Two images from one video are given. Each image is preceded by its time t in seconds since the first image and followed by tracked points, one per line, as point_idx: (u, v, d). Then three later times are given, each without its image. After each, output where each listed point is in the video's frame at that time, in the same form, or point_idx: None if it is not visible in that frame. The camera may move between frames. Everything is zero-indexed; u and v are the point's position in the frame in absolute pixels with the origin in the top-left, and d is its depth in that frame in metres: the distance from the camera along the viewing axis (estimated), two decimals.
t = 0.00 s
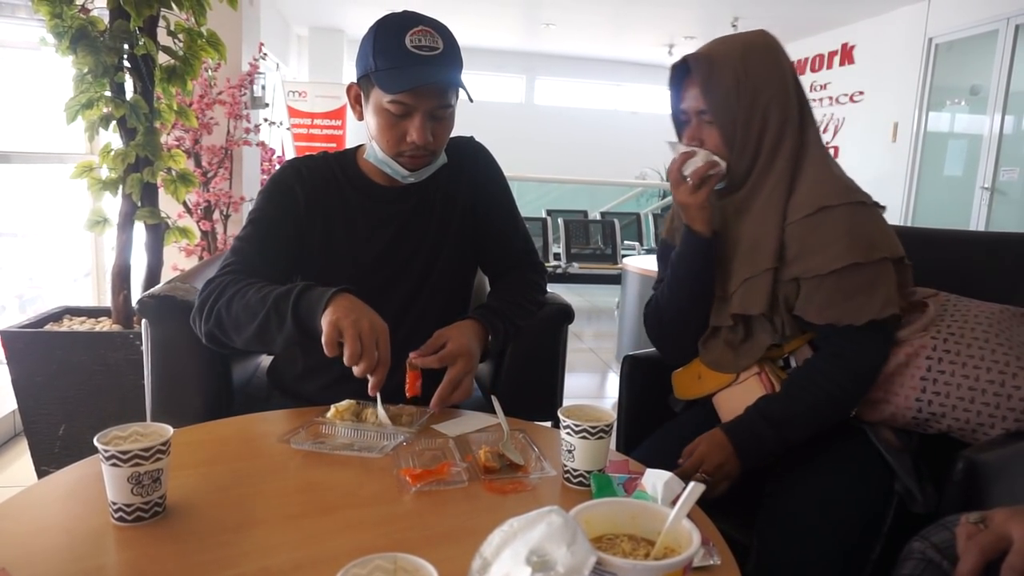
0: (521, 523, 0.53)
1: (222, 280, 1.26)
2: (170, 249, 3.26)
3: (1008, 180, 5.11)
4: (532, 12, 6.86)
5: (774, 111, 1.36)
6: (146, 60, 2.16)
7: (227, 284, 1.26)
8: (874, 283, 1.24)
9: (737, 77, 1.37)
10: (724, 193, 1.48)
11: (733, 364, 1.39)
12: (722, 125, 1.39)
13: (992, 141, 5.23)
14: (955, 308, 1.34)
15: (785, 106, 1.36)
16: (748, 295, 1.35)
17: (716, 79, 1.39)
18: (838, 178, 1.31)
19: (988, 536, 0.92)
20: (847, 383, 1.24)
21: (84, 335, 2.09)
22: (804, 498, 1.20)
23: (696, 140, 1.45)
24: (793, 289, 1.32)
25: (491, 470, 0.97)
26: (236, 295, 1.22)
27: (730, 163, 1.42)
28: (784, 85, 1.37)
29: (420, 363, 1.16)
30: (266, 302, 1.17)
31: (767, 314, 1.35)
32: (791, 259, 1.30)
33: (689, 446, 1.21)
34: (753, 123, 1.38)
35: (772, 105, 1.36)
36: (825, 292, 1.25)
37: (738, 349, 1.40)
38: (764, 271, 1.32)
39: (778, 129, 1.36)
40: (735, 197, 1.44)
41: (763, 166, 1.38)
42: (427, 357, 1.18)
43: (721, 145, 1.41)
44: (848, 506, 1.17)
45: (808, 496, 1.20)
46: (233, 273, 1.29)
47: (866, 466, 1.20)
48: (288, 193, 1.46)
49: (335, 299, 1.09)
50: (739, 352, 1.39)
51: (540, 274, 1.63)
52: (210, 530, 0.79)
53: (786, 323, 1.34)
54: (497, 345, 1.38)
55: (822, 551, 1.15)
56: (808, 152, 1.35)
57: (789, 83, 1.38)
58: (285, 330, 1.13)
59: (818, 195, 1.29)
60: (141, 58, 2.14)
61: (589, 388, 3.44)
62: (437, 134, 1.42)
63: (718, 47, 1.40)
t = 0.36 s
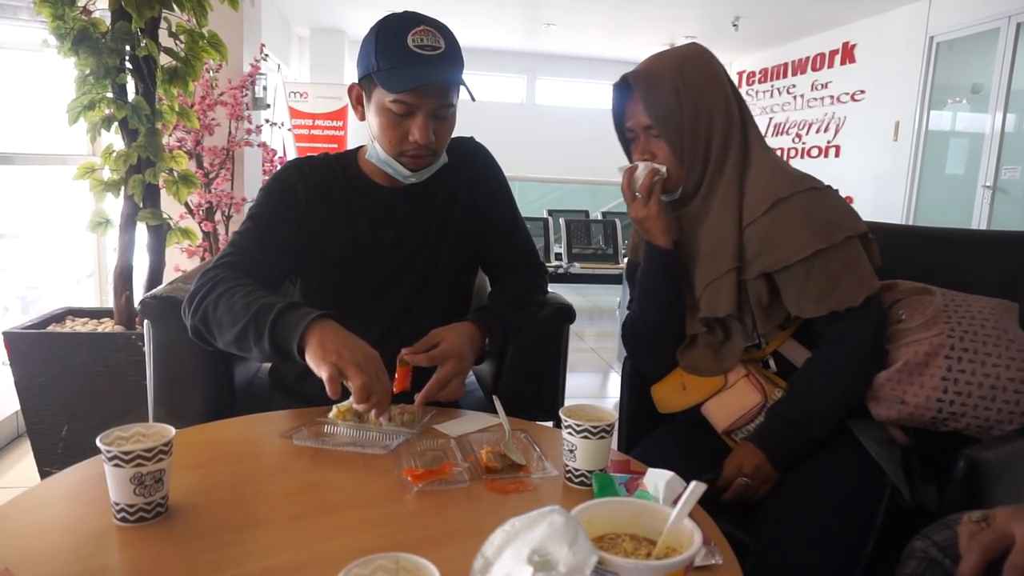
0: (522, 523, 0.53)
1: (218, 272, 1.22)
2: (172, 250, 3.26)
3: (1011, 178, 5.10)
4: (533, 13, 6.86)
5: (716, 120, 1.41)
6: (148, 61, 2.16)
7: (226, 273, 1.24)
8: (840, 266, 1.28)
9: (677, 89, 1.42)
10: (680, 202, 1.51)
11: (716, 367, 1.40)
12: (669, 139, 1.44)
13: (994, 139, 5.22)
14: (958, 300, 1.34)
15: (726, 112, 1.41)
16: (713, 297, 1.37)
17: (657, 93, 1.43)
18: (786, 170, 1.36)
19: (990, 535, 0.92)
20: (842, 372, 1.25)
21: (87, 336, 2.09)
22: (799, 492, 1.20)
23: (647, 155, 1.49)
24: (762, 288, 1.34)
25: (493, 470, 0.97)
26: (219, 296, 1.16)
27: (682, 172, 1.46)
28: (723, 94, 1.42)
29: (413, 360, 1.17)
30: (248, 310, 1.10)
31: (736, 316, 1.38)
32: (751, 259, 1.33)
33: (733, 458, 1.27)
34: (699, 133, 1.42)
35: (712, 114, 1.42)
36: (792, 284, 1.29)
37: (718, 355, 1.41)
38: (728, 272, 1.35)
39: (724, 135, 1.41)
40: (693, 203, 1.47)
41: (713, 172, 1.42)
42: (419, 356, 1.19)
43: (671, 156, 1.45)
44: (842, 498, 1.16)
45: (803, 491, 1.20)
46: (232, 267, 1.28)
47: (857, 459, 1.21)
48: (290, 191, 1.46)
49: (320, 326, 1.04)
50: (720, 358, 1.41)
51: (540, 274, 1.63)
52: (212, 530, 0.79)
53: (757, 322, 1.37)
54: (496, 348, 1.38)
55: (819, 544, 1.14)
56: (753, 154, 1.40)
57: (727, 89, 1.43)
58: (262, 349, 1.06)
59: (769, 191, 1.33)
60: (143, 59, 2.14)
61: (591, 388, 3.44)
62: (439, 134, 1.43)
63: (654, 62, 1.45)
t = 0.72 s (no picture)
0: (522, 523, 0.53)
1: (217, 274, 1.22)
2: (172, 251, 3.26)
3: (1011, 178, 5.10)
4: (532, 13, 6.86)
5: (695, 126, 1.43)
6: (148, 62, 2.15)
7: (224, 274, 1.23)
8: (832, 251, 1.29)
9: (654, 98, 1.43)
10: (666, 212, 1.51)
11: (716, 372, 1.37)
12: (650, 149, 1.44)
13: (994, 139, 5.21)
14: (957, 298, 1.34)
15: (704, 117, 1.42)
16: (707, 299, 1.37)
17: (634, 103, 1.44)
18: (767, 165, 1.37)
19: (990, 534, 0.92)
20: (860, 375, 1.22)
21: (87, 337, 2.09)
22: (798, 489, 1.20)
23: (628, 166, 1.48)
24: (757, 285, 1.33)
25: (493, 470, 0.97)
26: (215, 303, 1.14)
27: (667, 180, 1.45)
28: (699, 101, 1.43)
29: (413, 357, 1.17)
30: (244, 326, 1.07)
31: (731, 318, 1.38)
32: (740, 259, 1.34)
33: (786, 443, 1.18)
34: (680, 140, 1.43)
35: (689, 121, 1.43)
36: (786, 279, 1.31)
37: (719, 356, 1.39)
38: (721, 275, 1.35)
39: (705, 139, 1.42)
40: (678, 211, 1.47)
41: (697, 175, 1.42)
42: (418, 354, 1.19)
43: (653, 166, 1.45)
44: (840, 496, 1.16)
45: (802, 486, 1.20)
46: (231, 268, 1.27)
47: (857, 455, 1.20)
48: (289, 192, 1.46)
49: (316, 345, 1.03)
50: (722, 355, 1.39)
51: (540, 274, 1.64)
52: (212, 530, 0.79)
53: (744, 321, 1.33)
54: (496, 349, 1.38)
55: (816, 542, 1.14)
56: (734, 155, 1.42)
57: (702, 94, 1.45)
58: (259, 367, 1.04)
59: (759, 187, 1.34)
60: (143, 60, 2.14)
61: (591, 388, 3.44)
62: (438, 134, 1.43)
63: (628, 72, 1.46)
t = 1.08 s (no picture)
0: (521, 521, 0.53)
1: (210, 283, 1.21)
2: (172, 250, 3.26)
3: (1010, 177, 5.10)
4: (532, 12, 6.85)
5: (692, 122, 1.43)
6: (147, 61, 2.15)
7: (215, 283, 1.23)
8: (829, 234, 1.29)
9: (652, 98, 1.43)
10: (663, 213, 1.51)
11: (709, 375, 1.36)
12: (651, 145, 1.44)
13: (994, 138, 5.21)
14: (958, 297, 1.35)
15: (700, 114, 1.43)
16: (704, 293, 1.36)
17: (633, 102, 1.44)
18: (763, 158, 1.38)
19: (989, 533, 0.92)
20: (898, 343, 1.23)
21: (86, 336, 2.09)
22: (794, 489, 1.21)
23: (631, 165, 1.48)
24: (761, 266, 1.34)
25: (492, 468, 0.97)
26: (206, 314, 1.13)
27: (667, 180, 1.46)
28: (695, 98, 1.44)
29: (413, 357, 1.17)
30: (229, 344, 1.07)
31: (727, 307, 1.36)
32: (737, 248, 1.35)
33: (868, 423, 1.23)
34: (679, 135, 1.43)
35: (688, 115, 1.43)
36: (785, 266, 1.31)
37: (716, 354, 1.38)
38: (716, 266, 1.35)
39: (702, 135, 1.43)
40: (677, 212, 1.47)
41: (696, 173, 1.43)
42: (418, 353, 1.19)
43: (655, 164, 1.45)
44: (833, 496, 1.17)
45: (798, 486, 1.21)
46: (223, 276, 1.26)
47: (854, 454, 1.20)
48: (283, 196, 1.45)
49: (299, 365, 1.03)
50: (718, 355, 1.37)
51: (540, 273, 1.64)
52: (212, 529, 0.79)
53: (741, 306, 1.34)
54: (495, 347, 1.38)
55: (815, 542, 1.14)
56: (729, 151, 1.43)
57: (698, 94, 1.45)
58: (244, 384, 1.05)
59: (752, 176, 1.36)
60: (142, 58, 2.14)
61: (591, 387, 3.44)
62: (441, 127, 1.44)
63: (626, 72, 1.46)
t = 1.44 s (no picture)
0: (521, 520, 0.53)
1: (206, 290, 1.21)
2: (172, 249, 3.26)
3: (1010, 176, 5.10)
4: (532, 11, 6.84)
5: (690, 119, 1.44)
6: (147, 60, 2.15)
7: (212, 290, 1.23)
8: (829, 230, 1.30)
9: (650, 95, 1.42)
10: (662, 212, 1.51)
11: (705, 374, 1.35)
12: (650, 143, 1.43)
13: (994, 137, 5.21)
14: (961, 294, 1.38)
15: (698, 112, 1.44)
16: (701, 291, 1.36)
17: (632, 99, 1.43)
18: (762, 154, 1.38)
19: (988, 532, 0.92)
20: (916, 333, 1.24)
21: (86, 335, 2.09)
22: (791, 487, 1.21)
23: (629, 161, 1.47)
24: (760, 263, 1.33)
25: (492, 467, 0.97)
26: (202, 324, 1.13)
27: (665, 176, 1.45)
28: (692, 97, 1.44)
29: (413, 356, 1.17)
30: (224, 354, 1.07)
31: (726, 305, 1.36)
32: (735, 245, 1.35)
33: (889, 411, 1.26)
34: (678, 133, 1.43)
35: (685, 112, 1.44)
36: (784, 263, 1.31)
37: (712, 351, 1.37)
38: (714, 262, 1.35)
39: (700, 134, 1.43)
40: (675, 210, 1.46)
41: (694, 171, 1.43)
42: (418, 352, 1.19)
43: (653, 159, 1.44)
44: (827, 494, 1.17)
45: (794, 484, 1.21)
46: (220, 282, 1.26)
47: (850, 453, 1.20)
48: (279, 200, 1.45)
49: (291, 376, 1.03)
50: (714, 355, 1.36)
51: (540, 272, 1.64)
52: (211, 528, 0.79)
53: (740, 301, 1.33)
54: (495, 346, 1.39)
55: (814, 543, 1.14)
56: (727, 149, 1.43)
57: (696, 92, 1.46)
58: (240, 395, 1.06)
59: (751, 172, 1.35)
60: (142, 57, 2.14)
61: (591, 386, 3.44)
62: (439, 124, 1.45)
63: (625, 68, 1.45)
